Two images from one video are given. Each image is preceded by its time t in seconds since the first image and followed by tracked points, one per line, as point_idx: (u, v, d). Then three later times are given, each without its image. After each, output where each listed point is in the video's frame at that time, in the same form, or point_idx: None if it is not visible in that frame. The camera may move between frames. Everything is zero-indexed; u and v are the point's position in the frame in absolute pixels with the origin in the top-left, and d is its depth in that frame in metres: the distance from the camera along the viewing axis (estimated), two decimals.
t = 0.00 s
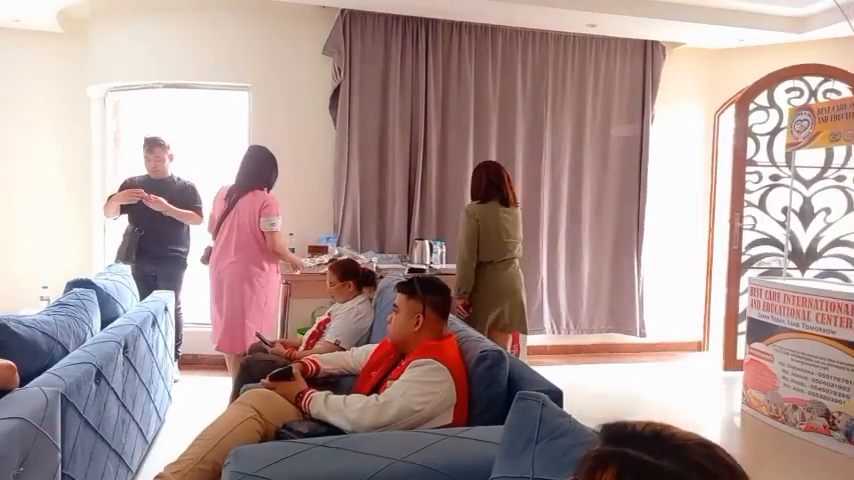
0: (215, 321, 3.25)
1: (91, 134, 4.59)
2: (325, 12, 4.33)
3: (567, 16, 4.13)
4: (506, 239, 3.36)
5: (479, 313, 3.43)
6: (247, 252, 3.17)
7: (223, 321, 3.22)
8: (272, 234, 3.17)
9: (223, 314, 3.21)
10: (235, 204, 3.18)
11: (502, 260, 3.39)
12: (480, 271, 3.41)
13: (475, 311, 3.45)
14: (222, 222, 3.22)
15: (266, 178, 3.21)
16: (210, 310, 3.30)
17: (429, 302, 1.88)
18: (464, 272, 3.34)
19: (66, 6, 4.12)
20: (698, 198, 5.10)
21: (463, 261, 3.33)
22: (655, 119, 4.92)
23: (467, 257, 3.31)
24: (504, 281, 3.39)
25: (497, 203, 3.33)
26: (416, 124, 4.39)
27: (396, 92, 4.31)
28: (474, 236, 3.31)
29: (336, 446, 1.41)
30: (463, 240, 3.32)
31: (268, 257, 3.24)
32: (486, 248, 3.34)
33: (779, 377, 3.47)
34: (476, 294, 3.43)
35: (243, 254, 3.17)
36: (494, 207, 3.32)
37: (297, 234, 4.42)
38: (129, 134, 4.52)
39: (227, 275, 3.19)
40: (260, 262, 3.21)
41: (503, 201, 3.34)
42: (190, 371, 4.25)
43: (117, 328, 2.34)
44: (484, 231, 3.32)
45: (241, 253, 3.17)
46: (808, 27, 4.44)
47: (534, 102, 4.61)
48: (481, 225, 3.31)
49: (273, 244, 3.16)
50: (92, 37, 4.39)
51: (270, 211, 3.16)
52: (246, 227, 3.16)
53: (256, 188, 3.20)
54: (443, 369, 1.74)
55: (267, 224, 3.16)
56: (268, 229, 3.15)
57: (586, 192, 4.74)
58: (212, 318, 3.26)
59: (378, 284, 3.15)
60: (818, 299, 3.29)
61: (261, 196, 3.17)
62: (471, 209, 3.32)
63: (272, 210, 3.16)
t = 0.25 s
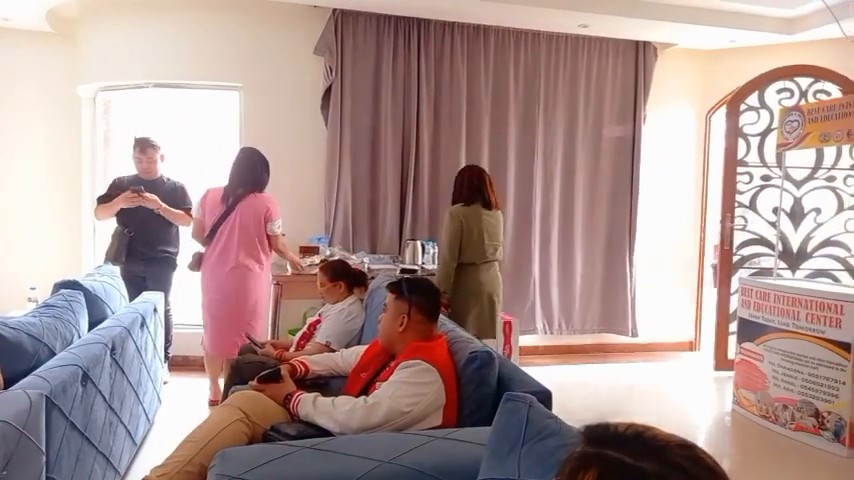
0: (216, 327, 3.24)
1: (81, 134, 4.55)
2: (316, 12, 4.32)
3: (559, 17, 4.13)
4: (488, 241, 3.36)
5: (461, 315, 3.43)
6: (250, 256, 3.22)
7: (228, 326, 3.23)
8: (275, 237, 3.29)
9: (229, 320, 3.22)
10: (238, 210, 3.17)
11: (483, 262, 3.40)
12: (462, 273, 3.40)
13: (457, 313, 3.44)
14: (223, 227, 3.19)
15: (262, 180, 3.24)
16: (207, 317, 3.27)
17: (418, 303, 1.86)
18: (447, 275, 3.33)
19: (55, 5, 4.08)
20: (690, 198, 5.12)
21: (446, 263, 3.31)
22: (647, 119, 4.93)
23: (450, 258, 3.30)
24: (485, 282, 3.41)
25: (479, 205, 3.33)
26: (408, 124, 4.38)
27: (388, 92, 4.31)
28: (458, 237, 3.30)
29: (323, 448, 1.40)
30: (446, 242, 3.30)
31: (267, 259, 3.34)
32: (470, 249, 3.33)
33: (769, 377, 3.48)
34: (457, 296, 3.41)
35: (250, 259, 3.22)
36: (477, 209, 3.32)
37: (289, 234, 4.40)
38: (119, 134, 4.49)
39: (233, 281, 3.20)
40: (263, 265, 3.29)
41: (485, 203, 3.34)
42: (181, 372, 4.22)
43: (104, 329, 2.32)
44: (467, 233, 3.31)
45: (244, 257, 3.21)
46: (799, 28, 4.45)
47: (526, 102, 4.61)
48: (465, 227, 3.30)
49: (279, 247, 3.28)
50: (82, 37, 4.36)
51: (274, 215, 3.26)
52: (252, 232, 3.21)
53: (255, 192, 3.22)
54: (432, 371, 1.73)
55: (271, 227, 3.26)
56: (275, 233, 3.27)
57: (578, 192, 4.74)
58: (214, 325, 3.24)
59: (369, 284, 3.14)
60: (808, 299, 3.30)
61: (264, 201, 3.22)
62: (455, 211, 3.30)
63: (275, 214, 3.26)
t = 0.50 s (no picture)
0: (210, 327, 3.22)
1: (68, 132, 4.50)
2: (306, 10, 4.30)
3: (549, 16, 4.14)
4: (476, 236, 3.38)
5: (451, 311, 3.42)
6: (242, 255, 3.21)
7: (222, 326, 3.22)
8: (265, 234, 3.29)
9: (222, 320, 3.21)
10: (227, 209, 3.16)
11: (471, 257, 3.40)
12: (452, 269, 3.39)
13: (446, 309, 3.42)
14: (212, 227, 3.17)
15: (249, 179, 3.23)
16: (199, 318, 3.25)
17: (407, 303, 1.86)
18: (436, 269, 3.32)
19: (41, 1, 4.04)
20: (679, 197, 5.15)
21: (436, 257, 3.32)
22: (637, 119, 4.96)
23: (439, 253, 3.30)
24: (474, 278, 3.41)
25: (466, 201, 3.35)
26: (399, 123, 4.37)
27: (379, 91, 4.30)
28: (446, 233, 3.30)
29: (312, 448, 1.39)
30: (435, 237, 3.30)
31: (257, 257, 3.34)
32: (459, 244, 3.32)
33: (757, 375, 3.51)
34: (447, 291, 3.40)
35: (241, 257, 3.21)
36: (464, 205, 3.34)
37: (279, 233, 4.39)
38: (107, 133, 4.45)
39: (225, 280, 3.18)
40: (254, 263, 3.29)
41: (471, 199, 3.36)
42: (170, 372, 4.20)
43: (92, 329, 2.30)
44: (456, 228, 3.31)
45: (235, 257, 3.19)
46: (787, 28, 4.49)
47: (517, 102, 4.62)
48: (454, 222, 3.31)
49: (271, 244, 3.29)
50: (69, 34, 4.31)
51: (264, 212, 3.26)
52: (242, 231, 3.20)
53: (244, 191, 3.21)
54: (422, 370, 1.73)
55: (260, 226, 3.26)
56: (265, 230, 3.27)
57: (568, 191, 4.76)
58: (208, 326, 3.22)
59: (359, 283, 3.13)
60: (796, 297, 3.33)
61: (253, 198, 3.22)
62: (443, 206, 3.32)
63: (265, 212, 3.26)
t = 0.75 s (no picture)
0: (202, 327, 3.21)
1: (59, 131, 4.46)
2: (301, 9, 4.28)
3: (544, 16, 4.14)
4: (473, 233, 3.40)
5: (452, 308, 3.40)
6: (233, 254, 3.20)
7: (214, 325, 3.20)
8: (257, 233, 3.27)
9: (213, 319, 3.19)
10: (219, 208, 3.15)
11: (470, 254, 3.42)
12: (453, 265, 3.38)
13: (447, 305, 3.40)
14: (203, 226, 3.15)
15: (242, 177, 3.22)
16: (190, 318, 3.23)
17: (403, 303, 1.85)
18: (439, 266, 3.30)
19: None
20: (673, 197, 5.16)
21: (438, 254, 3.30)
22: (631, 119, 4.97)
23: (440, 248, 3.28)
24: (474, 274, 3.42)
25: (464, 199, 3.37)
26: (394, 122, 4.36)
27: (374, 90, 4.29)
28: (447, 230, 3.30)
29: (309, 448, 1.38)
30: (436, 234, 3.29)
31: (250, 255, 3.33)
32: (459, 241, 3.33)
33: (752, 374, 3.52)
34: (447, 288, 3.39)
35: (232, 256, 3.19)
36: (463, 203, 3.35)
37: (274, 233, 4.37)
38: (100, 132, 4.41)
39: (217, 279, 3.17)
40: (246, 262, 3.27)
41: (469, 196, 3.39)
42: (164, 373, 4.17)
43: (85, 329, 2.29)
44: (456, 225, 3.32)
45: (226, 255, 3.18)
46: (780, 29, 4.51)
47: (512, 102, 4.62)
48: (454, 219, 3.31)
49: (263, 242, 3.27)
50: (62, 32, 4.28)
51: (256, 210, 3.24)
52: (233, 229, 3.18)
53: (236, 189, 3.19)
54: (419, 370, 1.72)
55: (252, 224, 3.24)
56: (257, 228, 3.25)
57: (563, 191, 4.76)
58: (199, 325, 3.20)
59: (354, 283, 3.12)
60: (790, 297, 3.35)
61: (244, 197, 3.20)
62: (442, 203, 3.31)
63: (256, 210, 3.24)
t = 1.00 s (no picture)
0: (196, 326, 3.19)
1: (56, 131, 4.44)
2: (299, 8, 4.28)
3: (543, 16, 4.14)
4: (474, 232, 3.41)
5: (454, 306, 3.40)
6: (227, 254, 3.18)
7: (208, 325, 3.18)
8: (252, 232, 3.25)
9: (209, 319, 3.18)
10: (213, 207, 3.13)
11: (471, 254, 3.42)
12: (454, 264, 3.38)
13: (447, 304, 3.40)
14: (197, 225, 3.14)
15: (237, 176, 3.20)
16: (186, 318, 3.22)
17: (404, 305, 1.84)
18: (441, 264, 3.30)
19: None
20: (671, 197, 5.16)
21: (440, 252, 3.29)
22: (630, 119, 4.97)
23: (441, 246, 3.28)
24: (475, 273, 3.42)
25: (465, 198, 3.37)
26: (392, 122, 4.35)
27: (373, 91, 4.28)
28: (449, 229, 3.29)
29: (309, 450, 1.37)
30: (437, 232, 3.28)
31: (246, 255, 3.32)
32: (460, 239, 3.32)
33: (750, 373, 3.53)
34: (449, 287, 3.38)
35: (227, 256, 3.18)
36: (463, 202, 3.35)
37: (272, 232, 4.36)
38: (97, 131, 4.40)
39: (211, 279, 3.15)
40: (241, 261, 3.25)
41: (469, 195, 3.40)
42: (162, 373, 4.17)
43: (84, 330, 2.28)
44: (458, 224, 3.31)
45: (220, 255, 3.16)
46: (778, 29, 4.51)
47: (511, 101, 4.61)
48: (456, 218, 3.30)
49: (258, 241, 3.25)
50: (59, 31, 4.27)
51: (250, 209, 3.22)
52: (228, 229, 3.16)
53: (230, 188, 3.17)
54: (420, 371, 1.72)
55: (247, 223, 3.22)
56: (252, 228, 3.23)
57: (562, 191, 4.76)
58: (195, 326, 3.19)
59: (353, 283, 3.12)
60: (788, 297, 3.35)
61: (238, 196, 3.18)
62: (443, 202, 3.30)
63: (251, 209, 3.22)
